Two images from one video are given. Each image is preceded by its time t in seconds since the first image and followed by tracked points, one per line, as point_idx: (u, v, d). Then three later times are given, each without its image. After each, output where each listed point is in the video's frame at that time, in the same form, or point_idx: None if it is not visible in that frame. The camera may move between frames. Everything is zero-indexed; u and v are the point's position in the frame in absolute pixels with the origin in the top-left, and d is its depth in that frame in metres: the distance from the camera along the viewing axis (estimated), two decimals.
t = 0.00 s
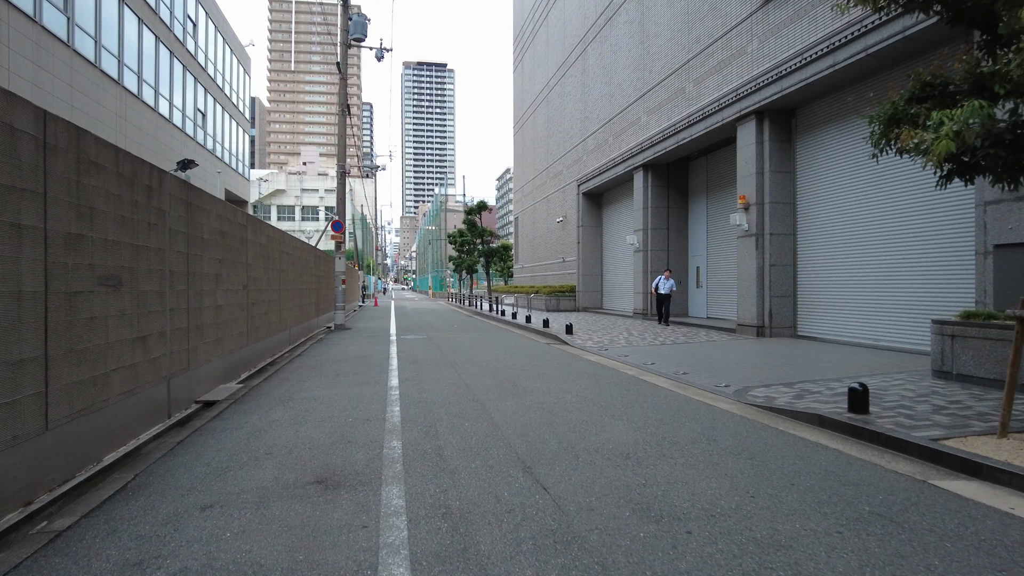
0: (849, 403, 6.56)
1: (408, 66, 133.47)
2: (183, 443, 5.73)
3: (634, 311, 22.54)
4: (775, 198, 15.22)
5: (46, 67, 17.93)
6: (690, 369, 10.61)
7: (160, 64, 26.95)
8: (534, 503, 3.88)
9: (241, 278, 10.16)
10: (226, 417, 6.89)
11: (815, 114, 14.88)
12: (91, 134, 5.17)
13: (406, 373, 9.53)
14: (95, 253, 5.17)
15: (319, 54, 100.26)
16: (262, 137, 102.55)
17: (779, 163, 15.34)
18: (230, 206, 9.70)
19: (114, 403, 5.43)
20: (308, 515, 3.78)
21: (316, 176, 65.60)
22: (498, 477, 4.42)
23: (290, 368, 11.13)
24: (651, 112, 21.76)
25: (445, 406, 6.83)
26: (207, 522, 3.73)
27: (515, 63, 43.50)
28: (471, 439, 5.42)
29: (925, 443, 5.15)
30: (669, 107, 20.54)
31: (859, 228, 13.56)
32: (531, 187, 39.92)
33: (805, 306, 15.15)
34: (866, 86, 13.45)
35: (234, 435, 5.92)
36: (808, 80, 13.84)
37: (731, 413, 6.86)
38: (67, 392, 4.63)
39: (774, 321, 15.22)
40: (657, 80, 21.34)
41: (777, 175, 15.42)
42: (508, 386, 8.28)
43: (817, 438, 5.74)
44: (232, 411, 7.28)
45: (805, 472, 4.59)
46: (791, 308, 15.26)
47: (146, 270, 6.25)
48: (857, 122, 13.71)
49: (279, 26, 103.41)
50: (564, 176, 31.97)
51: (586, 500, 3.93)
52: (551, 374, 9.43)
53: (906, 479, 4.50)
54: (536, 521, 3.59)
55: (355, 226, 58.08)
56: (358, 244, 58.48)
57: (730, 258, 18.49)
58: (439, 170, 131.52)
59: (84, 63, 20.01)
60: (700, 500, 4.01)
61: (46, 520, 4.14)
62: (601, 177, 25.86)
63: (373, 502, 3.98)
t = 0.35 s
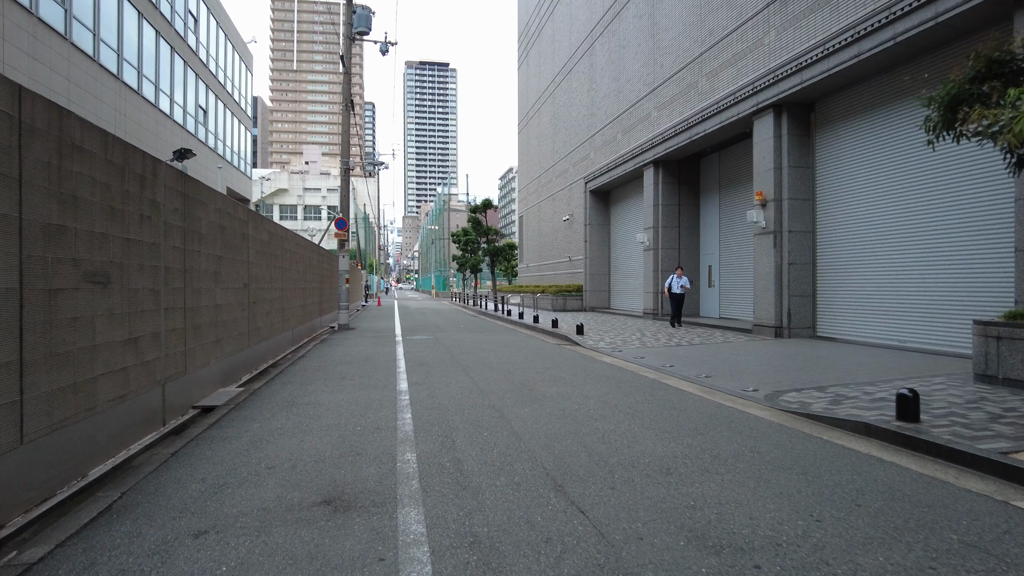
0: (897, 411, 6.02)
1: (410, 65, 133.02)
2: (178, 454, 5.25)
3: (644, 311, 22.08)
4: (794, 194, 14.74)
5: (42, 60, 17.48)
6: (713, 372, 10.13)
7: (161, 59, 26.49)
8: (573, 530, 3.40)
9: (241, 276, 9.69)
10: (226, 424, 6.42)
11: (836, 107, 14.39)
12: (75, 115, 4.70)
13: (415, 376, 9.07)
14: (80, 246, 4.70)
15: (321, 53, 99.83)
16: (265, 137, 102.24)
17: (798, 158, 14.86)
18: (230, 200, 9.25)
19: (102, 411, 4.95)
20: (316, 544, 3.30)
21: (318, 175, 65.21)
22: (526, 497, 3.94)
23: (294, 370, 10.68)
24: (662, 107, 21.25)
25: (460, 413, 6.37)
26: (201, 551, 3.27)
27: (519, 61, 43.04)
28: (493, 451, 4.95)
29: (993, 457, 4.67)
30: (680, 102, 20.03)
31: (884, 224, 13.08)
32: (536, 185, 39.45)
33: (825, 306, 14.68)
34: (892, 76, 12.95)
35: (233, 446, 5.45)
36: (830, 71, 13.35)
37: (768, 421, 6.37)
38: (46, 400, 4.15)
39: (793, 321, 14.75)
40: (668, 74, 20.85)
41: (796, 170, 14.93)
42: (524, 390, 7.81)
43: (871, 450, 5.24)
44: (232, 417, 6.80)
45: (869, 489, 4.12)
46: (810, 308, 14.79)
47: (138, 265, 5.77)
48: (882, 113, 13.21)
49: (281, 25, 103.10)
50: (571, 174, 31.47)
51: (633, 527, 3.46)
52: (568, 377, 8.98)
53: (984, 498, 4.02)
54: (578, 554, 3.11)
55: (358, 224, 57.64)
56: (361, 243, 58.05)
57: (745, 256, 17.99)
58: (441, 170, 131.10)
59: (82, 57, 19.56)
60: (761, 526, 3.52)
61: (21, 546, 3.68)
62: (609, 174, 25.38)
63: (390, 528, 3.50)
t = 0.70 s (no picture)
0: (950, 425, 5.53)
1: (412, 66, 132.81)
2: (168, 473, 4.78)
3: (654, 313, 21.62)
4: (812, 193, 14.29)
5: (37, 55, 17.03)
6: (735, 379, 9.67)
7: (161, 56, 26.06)
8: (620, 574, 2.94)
9: (240, 277, 9.23)
10: (223, 437, 5.96)
11: (857, 103, 13.95)
12: (54, 100, 4.25)
13: (425, 383, 8.61)
14: (58, 245, 4.24)
15: (323, 53, 99.47)
16: (267, 138, 101.93)
17: (815, 156, 14.42)
18: (230, 198, 8.81)
19: (85, 427, 4.49)
20: None
21: (320, 176, 64.86)
22: (560, 530, 3.48)
23: (296, 375, 10.23)
24: (672, 105, 20.79)
25: (476, 426, 5.91)
26: None
27: (523, 60, 42.62)
28: (516, 472, 4.48)
29: None
30: (691, 99, 19.57)
31: (910, 224, 12.64)
32: (540, 185, 39.01)
33: (844, 309, 14.21)
34: (917, 70, 12.50)
35: (230, 463, 4.99)
36: (852, 65, 12.89)
37: (809, 435, 5.89)
38: (18, 416, 3.70)
39: (811, 324, 14.29)
40: (679, 71, 20.39)
41: (814, 169, 14.47)
42: (542, 398, 7.35)
43: (931, 470, 4.76)
44: (230, 429, 6.34)
45: (945, 520, 3.65)
46: (828, 311, 14.34)
47: (128, 267, 5.32)
48: (907, 108, 12.75)
49: (283, 26, 102.83)
50: (576, 173, 31.00)
51: (687, 570, 3.01)
52: (585, 384, 8.52)
53: None
54: None
55: (360, 225, 57.23)
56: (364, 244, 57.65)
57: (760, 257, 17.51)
58: (444, 170, 130.72)
59: (80, 52, 19.15)
60: (833, 566, 3.07)
61: None
62: (616, 173, 24.91)
63: (407, 568, 3.04)
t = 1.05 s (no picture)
0: (1017, 437, 4.99)
1: (413, 65, 132.34)
2: (151, 495, 4.26)
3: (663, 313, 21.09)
4: (832, 188, 13.76)
5: (29, 47, 16.52)
6: (759, 383, 9.14)
7: (158, 51, 25.56)
8: None
9: (236, 276, 8.73)
10: (214, 451, 5.44)
11: (878, 95, 13.42)
12: (15, 74, 3.74)
13: (432, 387, 8.11)
14: (19, 238, 3.72)
15: (324, 52, 99.02)
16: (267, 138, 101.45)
17: (835, 150, 13.88)
18: (225, 191, 8.31)
19: (55, 442, 3.98)
20: None
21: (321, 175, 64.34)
22: (601, 570, 2.96)
23: (296, 380, 9.71)
24: (682, 99, 20.26)
25: (491, 438, 5.40)
26: None
27: (526, 57, 42.12)
28: (541, 495, 3.96)
29: None
30: (703, 93, 19.05)
31: (934, 221, 12.10)
32: (543, 184, 38.48)
33: (864, 308, 13.67)
34: (941, 59, 11.97)
35: (221, 483, 4.46)
36: (874, 54, 12.35)
37: (857, 448, 5.37)
38: None
39: (831, 325, 13.75)
40: (688, 64, 19.88)
41: (833, 163, 13.92)
42: (558, 406, 6.83)
43: (1007, 491, 4.22)
44: (224, 441, 5.83)
45: None
46: (849, 311, 13.81)
47: (107, 263, 4.80)
48: (931, 100, 12.22)
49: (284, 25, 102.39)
50: (581, 171, 30.46)
51: None
52: (604, 390, 8.01)
53: None
54: None
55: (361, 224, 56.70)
56: (365, 244, 57.14)
57: (775, 255, 16.97)
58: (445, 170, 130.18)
59: (74, 45, 18.67)
60: None
61: None
62: (624, 170, 24.39)
63: None
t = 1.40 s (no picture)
0: None
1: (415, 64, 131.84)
2: (136, 518, 3.78)
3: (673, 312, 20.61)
4: (854, 183, 13.26)
5: (23, 39, 16.10)
6: (788, 387, 8.65)
7: (158, 46, 25.12)
8: None
9: (235, 274, 8.26)
10: (210, 463, 4.96)
11: (902, 86, 12.91)
12: None
13: (443, 391, 7.63)
14: None
15: (326, 51, 98.64)
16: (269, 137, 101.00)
17: (857, 144, 13.38)
18: (224, 184, 7.85)
19: (27, 458, 3.51)
20: None
21: (323, 175, 63.84)
22: None
23: (299, 383, 9.24)
24: (694, 93, 19.76)
25: (513, 449, 4.93)
26: None
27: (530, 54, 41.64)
28: (578, 520, 3.49)
29: None
30: (716, 86, 18.55)
31: (962, 216, 11.60)
32: (548, 182, 37.99)
33: (888, 308, 13.16)
34: (970, 48, 11.47)
35: (216, 503, 3.98)
36: (898, 43, 11.86)
37: (915, 460, 4.89)
38: None
39: (853, 324, 13.25)
40: (701, 57, 19.39)
41: (855, 157, 13.41)
42: (581, 413, 6.34)
43: None
44: (221, 451, 5.35)
45: None
46: (871, 310, 13.31)
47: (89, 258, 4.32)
48: (959, 91, 11.74)
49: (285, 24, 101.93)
50: (587, 168, 29.98)
51: None
52: (625, 394, 7.53)
53: None
54: None
55: (363, 224, 56.24)
56: (367, 244, 56.64)
57: (792, 252, 16.47)
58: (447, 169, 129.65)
59: (70, 38, 18.23)
60: None
61: None
62: (632, 167, 23.91)
63: None
